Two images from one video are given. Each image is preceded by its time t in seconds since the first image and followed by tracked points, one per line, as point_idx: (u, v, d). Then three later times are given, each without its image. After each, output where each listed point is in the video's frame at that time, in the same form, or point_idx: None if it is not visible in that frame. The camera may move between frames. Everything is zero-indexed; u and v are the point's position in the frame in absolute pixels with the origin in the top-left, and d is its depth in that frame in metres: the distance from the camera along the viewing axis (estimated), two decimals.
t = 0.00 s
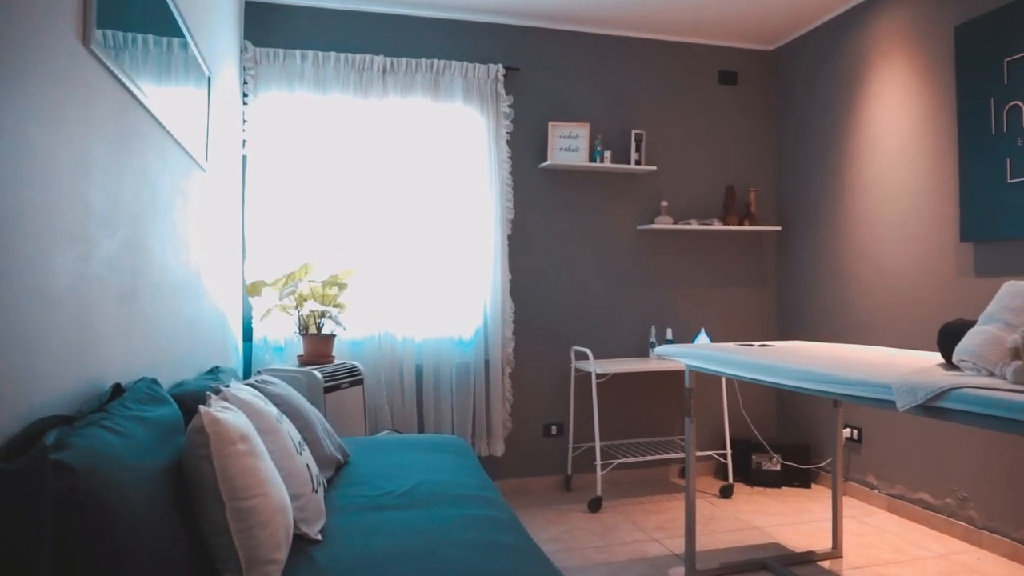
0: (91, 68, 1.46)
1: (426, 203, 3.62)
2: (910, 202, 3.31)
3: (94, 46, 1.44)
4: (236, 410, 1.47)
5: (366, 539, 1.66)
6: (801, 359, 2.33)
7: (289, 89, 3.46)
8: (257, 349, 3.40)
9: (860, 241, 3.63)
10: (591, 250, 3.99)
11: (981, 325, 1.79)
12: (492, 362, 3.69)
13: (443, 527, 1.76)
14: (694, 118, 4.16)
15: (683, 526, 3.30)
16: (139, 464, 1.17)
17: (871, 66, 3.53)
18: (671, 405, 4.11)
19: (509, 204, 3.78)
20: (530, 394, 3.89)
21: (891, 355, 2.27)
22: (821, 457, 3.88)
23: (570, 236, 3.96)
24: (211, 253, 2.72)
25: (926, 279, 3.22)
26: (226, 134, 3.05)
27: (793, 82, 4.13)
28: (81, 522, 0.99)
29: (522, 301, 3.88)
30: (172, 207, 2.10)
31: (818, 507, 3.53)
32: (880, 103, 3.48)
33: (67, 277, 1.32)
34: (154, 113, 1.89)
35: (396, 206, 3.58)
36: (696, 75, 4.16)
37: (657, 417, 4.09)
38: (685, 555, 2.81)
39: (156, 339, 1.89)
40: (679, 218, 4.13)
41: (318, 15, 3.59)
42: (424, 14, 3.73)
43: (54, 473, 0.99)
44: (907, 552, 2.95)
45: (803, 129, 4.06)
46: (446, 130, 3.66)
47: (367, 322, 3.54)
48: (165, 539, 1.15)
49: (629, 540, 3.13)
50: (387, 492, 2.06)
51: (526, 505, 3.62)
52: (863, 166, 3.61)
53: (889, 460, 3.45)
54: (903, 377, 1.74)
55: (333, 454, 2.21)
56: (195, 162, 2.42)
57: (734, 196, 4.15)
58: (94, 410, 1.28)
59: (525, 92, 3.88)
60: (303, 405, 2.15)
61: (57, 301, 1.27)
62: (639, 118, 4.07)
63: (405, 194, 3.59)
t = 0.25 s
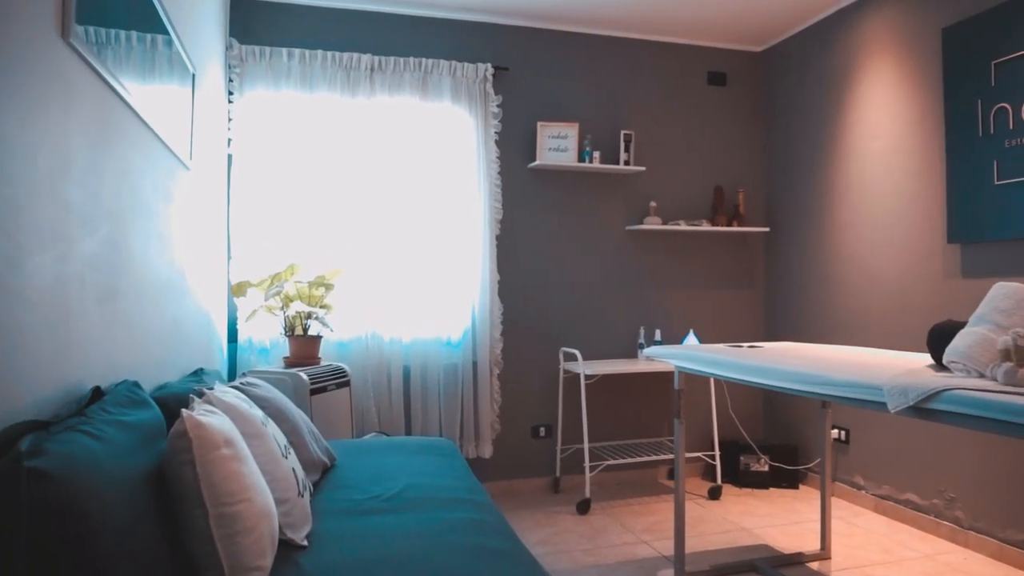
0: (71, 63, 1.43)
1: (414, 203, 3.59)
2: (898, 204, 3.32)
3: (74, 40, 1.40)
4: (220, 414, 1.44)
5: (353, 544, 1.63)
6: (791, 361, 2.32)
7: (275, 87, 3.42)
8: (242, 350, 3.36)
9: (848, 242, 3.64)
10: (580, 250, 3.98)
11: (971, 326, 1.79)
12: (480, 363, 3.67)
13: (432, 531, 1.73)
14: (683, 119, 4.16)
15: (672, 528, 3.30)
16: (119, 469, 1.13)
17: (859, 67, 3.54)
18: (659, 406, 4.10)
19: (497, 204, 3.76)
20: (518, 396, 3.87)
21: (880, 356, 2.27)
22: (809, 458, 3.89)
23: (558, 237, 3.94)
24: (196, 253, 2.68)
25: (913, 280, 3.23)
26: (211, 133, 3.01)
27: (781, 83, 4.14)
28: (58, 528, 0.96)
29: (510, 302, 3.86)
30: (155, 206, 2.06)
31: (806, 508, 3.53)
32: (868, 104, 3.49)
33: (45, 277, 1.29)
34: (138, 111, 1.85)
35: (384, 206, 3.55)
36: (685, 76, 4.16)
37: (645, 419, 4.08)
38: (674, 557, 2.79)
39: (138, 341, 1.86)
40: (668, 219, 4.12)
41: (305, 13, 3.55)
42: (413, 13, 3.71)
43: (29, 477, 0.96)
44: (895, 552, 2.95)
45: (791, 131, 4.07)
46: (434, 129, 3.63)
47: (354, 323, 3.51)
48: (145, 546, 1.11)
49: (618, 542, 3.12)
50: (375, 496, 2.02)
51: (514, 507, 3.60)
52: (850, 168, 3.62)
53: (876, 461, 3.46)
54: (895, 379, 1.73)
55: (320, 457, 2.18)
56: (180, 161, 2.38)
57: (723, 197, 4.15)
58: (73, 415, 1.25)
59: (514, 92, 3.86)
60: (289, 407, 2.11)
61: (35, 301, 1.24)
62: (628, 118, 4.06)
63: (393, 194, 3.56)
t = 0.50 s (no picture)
0: (51, 58, 1.39)
1: (402, 203, 3.56)
2: (885, 205, 3.33)
3: (53, 35, 1.36)
4: (204, 418, 1.40)
5: (340, 550, 1.60)
6: (780, 363, 2.32)
7: (261, 86, 3.38)
8: (226, 352, 3.31)
9: (836, 244, 3.65)
10: (569, 251, 3.96)
11: (961, 328, 1.78)
12: (469, 365, 3.64)
13: (421, 536, 1.70)
14: (672, 120, 4.15)
15: (660, 530, 3.29)
16: (99, 475, 1.10)
17: (847, 69, 3.55)
18: (647, 407, 4.09)
19: (486, 205, 3.74)
20: (507, 397, 3.84)
21: (870, 358, 2.26)
22: (796, 459, 3.89)
23: (547, 238, 3.92)
24: (180, 253, 2.64)
25: (900, 282, 3.24)
26: (195, 132, 2.96)
27: (769, 84, 4.15)
28: (37, 536, 0.93)
29: (499, 303, 3.84)
30: (138, 205, 2.02)
31: (794, 509, 3.53)
32: (855, 106, 3.50)
33: (23, 278, 1.25)
34: (120, 110, 1.81)
35: (371, 206, 3.52)
36: (673, 77, 4.16)
37: (634, 420, 4.07)
38: (663, 560, 2.78)
39: (120, 343, 1.81)
40: (657, 220, 4.12)
41: (292, 11, 3.51)
42: (401, 11, 3.68)
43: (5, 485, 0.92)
44: (883, 553, 2.96)
45: (779, 132, 4.07)
46: (422, 129, 3.61)
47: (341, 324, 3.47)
48: (125, 554, 1.08)
49: (606, 544, 3.10)
50: (362, 501, 1.99)
51: (502, 510, 3.58)
52: (838, 169, 3.63)
53: (864, 462, 3.47)
54: (886, 381, 1.73)
55: (306, 461, 2.15)
56: (164, 160, 2.34)
57: (711, 198, 4.15)
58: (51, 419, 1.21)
59: (503, 92, 3.84)
60: (274, 411, 2.08)
61: (12, 303, 1.20)
62: (617, 119, 4.05)
63: (380, 194, 3.53)
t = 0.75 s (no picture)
0: (27, 53, 1.34)
1: (389, 203, 3.53)
2: (873, 207, 3.34)
3: (30, 30, 1.32)
4: (186, 423, 1.37)
5: (327, 557, 1.56)
6: (770, 365, 2.31)
7: (246, 84, 3.34)
8: (211, 353, 3.26)
9: (824, 245, 3.65)
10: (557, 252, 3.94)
11: (951, 331, 1.78)
12: (457, 366, 3.61)
13: (409, 542, 1.67)
14: (661, 121, 4.15)
15: (649, 532, 3.27)
16: (77, 484, 1.07)
17: (835, 72, 3.56)
18: (636, 409, 4.08)
19: (474, 206, 3.71)
20: (495, 399, 3.82)
21: (860, 360, 2.26)
22: (785, 460, 3.90)
23: (536, 239, 3.91)
24: (163, 254, 2.59)
25: (888, 283, 3.25)
26: (179, 131, 2.92)
27: (758, 86, 4.15)
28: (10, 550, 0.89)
29: (487, 304, 3.81)
30: (119, 205, 1.97)
31: (782, 511, 3.54)
32: (843, 109, 3.51)
33: None
34: (102, 108, 1.78)
35: (359, 207, 3.48)
36: (662, 78, 4.16)
37: (623, 422, 4.06)
38: (653, 563, 2.77)
39: (99, 345, 1.77)
40: (645, 221, 4.11)
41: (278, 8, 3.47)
42: (388, 10, 3.64)
43: None
44: (871, 555, 2.96)
45: (767, 134, 4.08)
46: (410, 129, 3.58)
47: (328, 326, 3.43)
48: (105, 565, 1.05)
49: (595, 547, 3.09)
50: (348, 507, 1.96)
51: (491, 512, 3.55)
52: (826, 171, 3.64)
53: (852, 464, 3.47)
54: (877, 384, 1.72)
55: (292, 466, 2.11)
56: (147, 159, 2.29)
57: (700, 200, 4.15)
58: (26, 426, 1.17)
59: (491, 92, 3.81)
60: (260, 414, 2.04)
61: None
62: (606, 120, 4.04)
63: (367, 194, 3.49)
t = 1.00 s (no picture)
0: (6, 48, 1.30)
1: (377, 204, 3.50)
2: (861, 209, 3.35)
3: (9, 24, 1.28)
4: (169, 429, 1.33)
5: (313, 565, 1.53)
6: (760, 367, 2.30)
7: (231, 83, 3.29)
8: (195, 355, 3.21)
9: (811, 247, 3.66)
10: (546, 254, 3.93)
11: (941, 333, 1.78)
12: (444, 368, 3.58)
13: (397, 548, 1.64)
14: (649, 123, 4.14)
15: (638, 535, 3.26)
16: (56, 494, 1.03)
17: (823, 74, 3.56)
18: (624, 411, 4.07)
19: (462, 206, 3.68)
20: (483, 401, 3.80)
21: (851, 362, 2.25)
22: (772, 462, 3.90)
23: (524, 240, 3.89)
24: (146, 255, 2.55)
25: (875, 285, 3.26)
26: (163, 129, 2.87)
27: (746, 88, 4.16)
28: None
29: (475, 306, 3.79)
30: (100, 205, 1.93)
31: (771, 513, 3.53)
32: (831, 111, 3.51)
33: None
34: (83, 106, 1.73)
35: (345, 207, 3.45)
36: (651, 79, 4.15)
37: (611, 424, 4.04)
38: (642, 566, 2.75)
39: (79, 349, 1.73)
40: (634, 222, 4.10)
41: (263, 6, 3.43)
42: (375, 9, 3.61)
43: None
44: (859, 556, 2.97)
45: (755, 135, 4.08)
46: (397, 128, 3.55)
47: (314, 327, 3.40)
48: None
49: (584, 550, 3.07)
50: (335, 512, 1.92)
51: (479, 515, 3.53)
52: (814, 174, 3.64)
53: (839, 465, 3.48)
54: (869, 387, 1.71)
55: (278, 471, 2.08)
56: (129, 159, 2.25)
57: (688, 201, 4.14)
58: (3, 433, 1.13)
59: (480, 92, 3.79)
60: (245, 418, 2.01)
61: None
62: (594, 121, 4.03)
63: (354, 195, 3.46)
